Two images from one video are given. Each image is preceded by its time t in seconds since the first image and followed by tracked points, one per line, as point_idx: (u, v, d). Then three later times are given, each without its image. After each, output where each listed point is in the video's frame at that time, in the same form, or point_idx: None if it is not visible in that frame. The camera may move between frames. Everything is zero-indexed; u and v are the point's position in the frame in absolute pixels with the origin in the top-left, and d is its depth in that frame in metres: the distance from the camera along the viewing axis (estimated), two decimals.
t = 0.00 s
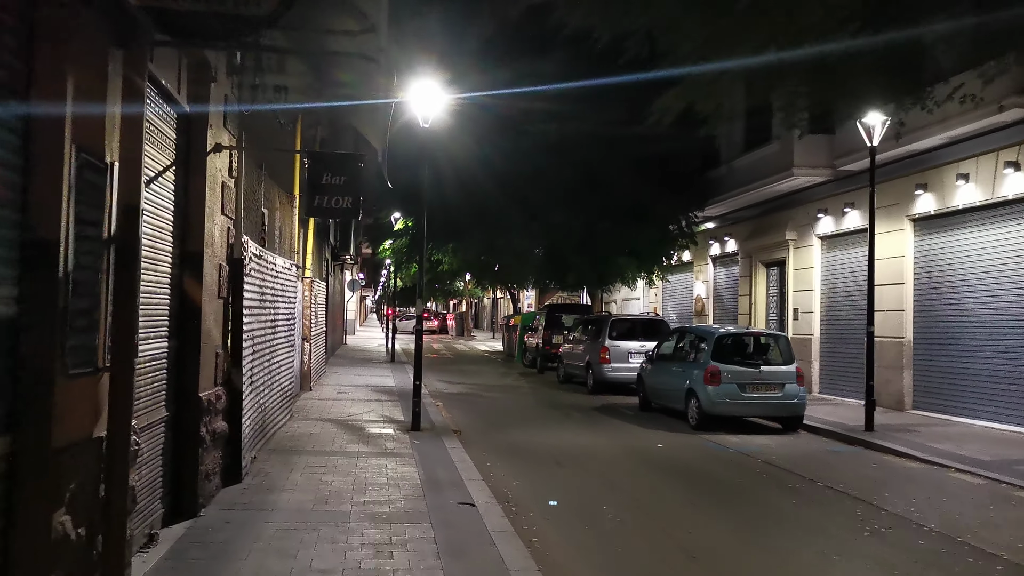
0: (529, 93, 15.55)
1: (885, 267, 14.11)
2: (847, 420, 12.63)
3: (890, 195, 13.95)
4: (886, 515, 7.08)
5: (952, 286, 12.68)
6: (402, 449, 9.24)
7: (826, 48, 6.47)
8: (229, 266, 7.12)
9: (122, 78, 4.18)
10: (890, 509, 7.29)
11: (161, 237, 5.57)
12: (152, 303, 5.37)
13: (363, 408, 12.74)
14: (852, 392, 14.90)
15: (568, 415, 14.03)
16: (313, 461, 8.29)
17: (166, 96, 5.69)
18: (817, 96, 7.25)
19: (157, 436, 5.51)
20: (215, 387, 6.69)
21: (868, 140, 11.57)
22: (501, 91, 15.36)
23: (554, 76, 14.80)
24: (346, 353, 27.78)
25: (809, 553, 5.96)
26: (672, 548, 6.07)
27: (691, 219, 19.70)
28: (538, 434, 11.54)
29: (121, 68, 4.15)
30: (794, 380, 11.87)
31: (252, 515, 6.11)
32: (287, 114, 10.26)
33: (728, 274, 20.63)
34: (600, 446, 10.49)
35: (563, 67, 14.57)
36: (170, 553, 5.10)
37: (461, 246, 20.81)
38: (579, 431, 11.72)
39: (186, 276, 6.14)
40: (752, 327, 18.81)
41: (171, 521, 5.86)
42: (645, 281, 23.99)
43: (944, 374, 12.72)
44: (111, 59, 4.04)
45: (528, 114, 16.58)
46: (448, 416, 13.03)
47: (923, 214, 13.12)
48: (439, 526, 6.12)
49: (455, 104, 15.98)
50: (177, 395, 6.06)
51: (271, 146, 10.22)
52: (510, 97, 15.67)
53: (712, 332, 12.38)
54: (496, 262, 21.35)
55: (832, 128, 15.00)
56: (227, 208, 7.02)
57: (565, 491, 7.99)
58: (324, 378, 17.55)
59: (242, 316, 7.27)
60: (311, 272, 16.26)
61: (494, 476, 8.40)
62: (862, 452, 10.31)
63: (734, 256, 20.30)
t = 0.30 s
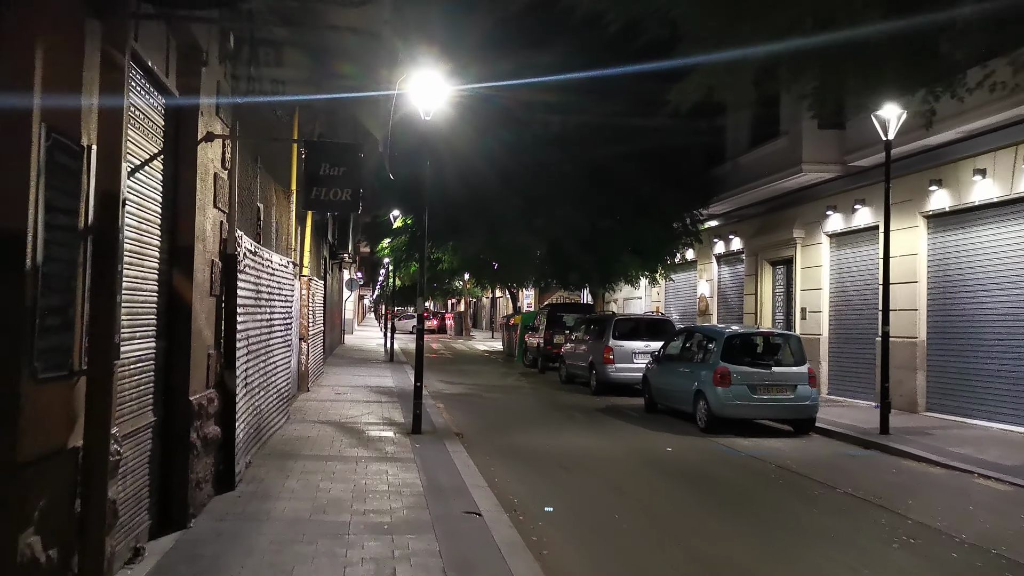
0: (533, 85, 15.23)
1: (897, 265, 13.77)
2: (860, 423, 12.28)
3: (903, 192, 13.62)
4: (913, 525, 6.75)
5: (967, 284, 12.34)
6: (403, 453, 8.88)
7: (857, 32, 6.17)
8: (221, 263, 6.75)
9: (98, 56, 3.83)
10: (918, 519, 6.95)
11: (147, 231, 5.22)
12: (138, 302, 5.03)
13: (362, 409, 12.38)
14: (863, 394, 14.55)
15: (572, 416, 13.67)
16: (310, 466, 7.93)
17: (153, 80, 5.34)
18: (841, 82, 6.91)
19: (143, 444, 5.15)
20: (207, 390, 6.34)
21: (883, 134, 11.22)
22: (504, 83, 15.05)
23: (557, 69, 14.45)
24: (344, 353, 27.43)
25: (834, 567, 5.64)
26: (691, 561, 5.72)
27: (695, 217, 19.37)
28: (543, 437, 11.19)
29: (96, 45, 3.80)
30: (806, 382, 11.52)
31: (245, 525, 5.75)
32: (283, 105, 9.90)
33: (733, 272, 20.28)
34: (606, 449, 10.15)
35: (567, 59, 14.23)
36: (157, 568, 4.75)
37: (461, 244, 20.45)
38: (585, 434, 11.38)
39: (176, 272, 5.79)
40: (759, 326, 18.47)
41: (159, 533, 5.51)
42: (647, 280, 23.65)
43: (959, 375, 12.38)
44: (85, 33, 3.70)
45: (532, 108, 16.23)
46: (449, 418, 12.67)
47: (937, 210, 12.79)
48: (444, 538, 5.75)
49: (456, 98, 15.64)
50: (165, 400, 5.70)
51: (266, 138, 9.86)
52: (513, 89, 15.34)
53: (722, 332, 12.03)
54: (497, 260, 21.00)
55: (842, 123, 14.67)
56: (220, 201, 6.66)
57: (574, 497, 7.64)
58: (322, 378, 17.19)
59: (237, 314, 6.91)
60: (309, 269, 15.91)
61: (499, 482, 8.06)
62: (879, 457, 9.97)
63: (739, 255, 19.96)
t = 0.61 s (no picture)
0: (538, 79, 14.89)
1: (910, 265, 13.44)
2: (875, 428, 11.96)
3: (918, 190, 13.28)
4: (944, 542, 6.43)
5: (984, 285, 12.00)
6: (407, 462, 8.54)
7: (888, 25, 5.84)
8: (217, 265, 6.41)
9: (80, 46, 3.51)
10: (950, 535, 6.64)
11: (136, 232, 4.87)
12: (125, 309, 4.68)
13: (362, 414, 12.05)
14: (876, 397, 14.22)
15: (577, 420, 13.36)
16: (310, 477, 7.59)
17: (143, 71, 4.99)
18: (869, 75, 6.61)
19: (131, 462, 4.80)
20: (202, 400, 5.99)
21: (900, 131, 10.90)
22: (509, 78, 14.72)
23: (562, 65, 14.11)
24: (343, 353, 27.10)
25: None
26: None
27: (701, 215, 19.05)
28: (549, 442, 10.86)
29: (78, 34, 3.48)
30: (820, 386, 11.19)
31: (242, 544, 5.42)
32: (281, 100, 9.54)
33: (739, 272, 19.95)
34: (615, 456, 9.83)
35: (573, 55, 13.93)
36: None
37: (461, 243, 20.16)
38: (593, 439, 11.04)
39: (168, 276, 5.44)
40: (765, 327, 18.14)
41: (149, 554, 5.17)
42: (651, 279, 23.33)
43: (977, 378, 12.05)
44: (66, 19, 3.37)
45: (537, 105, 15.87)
46: (452, 423, 12.34)
47: (953, 209, 12.45)
48: (453, 559, 5.41)
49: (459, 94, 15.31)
50: (156, 412, 5.35)
51: (264, 135, 9.51)
52: (519, 84, 15.00)
53: (733, 334, 11.69)
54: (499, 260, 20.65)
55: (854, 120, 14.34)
56: (215, 200, 6.31)
57: (587, 511, 7.32)
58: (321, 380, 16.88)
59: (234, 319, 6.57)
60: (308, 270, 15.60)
61: (507, 493, 7.73)
62: (898, 464, 9.65)
63: (745, 254, 19.63)
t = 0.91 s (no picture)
0: (542, 70, 14.63)
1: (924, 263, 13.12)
2: (889, 430, 11.64)
3: (932, 186, 12.98)
4: (975, 549, 6.12)
5: (1001, 282, 11.69)
6: (409, 465, 8.22)
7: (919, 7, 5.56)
8: (210, 259, 6.09)
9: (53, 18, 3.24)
10: (981, 542, 6.33)
11: (120, 221, 4.54)
12: (108, 303, 4.35)
13: (363, 415, 11.73)
14: (889, 398, 13.89)
15: (583, 421, 13.04)
16: (308, 481, 7.27)
17: (129, 49, 4.67)
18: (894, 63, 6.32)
19: (116, 466, 4.49)
20: (194, 401, 5.67)
21: (917, 123, 10.64)
22: (512, 68, 14.47)
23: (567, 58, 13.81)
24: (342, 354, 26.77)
25: None
26: None
27: (706, 213, 18.75)
28: (555, 444, 10.54)
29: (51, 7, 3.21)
30: (834, 387, 10.88)
31: (235, 553, 5.10)
32: (281, 92, 9.21)
33: (745, 271, 19.64)
34: (625, 459, 9.52)
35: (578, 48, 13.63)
36: None
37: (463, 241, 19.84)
38: (600, 441, 10.72)
39: (156, 269, 5.12)
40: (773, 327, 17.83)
41: (136, 564, 4.85)
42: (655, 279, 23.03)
43: (993, 378, 11.73)
44: None
45: (541, 94, 15.66)
46: (455, 424, 12.02)
47: (969, 205, 12.14)
48: (460, 568, 5.08)
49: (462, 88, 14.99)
50: (144, 413, 5.03)
51: (261, 127, 9.18)
52: (522, 75, 14.73)
53: (744, 332, 11.38)
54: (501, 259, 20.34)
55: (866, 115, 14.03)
56: (208, 189, 5.99)
57: (598, 516, 7.00)
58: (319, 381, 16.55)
59: (227, 315, 6.25)
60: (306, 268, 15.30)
61: (514, 498, 7.41)
62: (916, 468, 9.33)
63: (751, 253, 19.33)
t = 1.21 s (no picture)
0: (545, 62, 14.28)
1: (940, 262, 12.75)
2: (906, 435, 11.27)
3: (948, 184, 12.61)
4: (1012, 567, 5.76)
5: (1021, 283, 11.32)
6: (410, 475, 7.85)
7: None
8: (200, 259, 5.72)
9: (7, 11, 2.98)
10: (1018, 560, 5.97)
11: (97, 221, 4.18)
12: (84, 308, 4.00)
13: (363, 420, 11.35)
14: (903, 402, 13.53)
15: (589, 426, 12.68)
16: (305, 493, 6.89)
17: (108, 33, 4.32)
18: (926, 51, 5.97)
19: (92, 484, 4.13)
20: (181, 411, 5.29)
21: (936, 118, 10.23)
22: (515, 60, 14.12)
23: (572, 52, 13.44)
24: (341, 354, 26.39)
25: None
26: None
27: (713, 212, 18.39)
28: (562, 450, 10.17)
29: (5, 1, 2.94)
30: (850, 391, 10.51)
31: None
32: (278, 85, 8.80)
33: (752, 271, 19.28)
34: (635, 466, 9.15)
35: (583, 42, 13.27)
36: None
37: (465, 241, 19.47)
38: (608, 447, 10.36)
39: (140, 270, 4.76)
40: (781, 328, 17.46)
41: None
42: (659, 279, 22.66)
43: (1012, 381, 11.37)
44: None
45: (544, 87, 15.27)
46: (457, 429, 11.64)
47: (987, 203, 11.78)
48: None
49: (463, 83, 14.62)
50: (126, 424, 4.67)
51: (255, 123, 8.82)
52: (526, 67, 14.36)
53: (757, 334, 11.01)
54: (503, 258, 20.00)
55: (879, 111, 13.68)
56: (198, 186, 5.61)
57: (610, 530, 6.64)
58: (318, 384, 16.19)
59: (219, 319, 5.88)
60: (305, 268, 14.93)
61: (521, 510, 7.05)
62: (939, 477, 8.96)
63: (758, 252, 18.96)
